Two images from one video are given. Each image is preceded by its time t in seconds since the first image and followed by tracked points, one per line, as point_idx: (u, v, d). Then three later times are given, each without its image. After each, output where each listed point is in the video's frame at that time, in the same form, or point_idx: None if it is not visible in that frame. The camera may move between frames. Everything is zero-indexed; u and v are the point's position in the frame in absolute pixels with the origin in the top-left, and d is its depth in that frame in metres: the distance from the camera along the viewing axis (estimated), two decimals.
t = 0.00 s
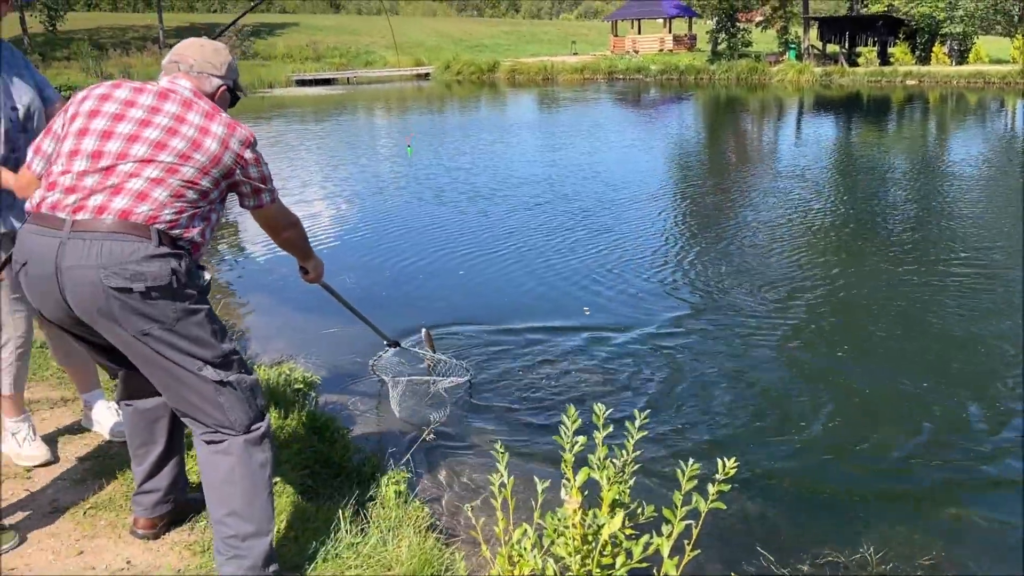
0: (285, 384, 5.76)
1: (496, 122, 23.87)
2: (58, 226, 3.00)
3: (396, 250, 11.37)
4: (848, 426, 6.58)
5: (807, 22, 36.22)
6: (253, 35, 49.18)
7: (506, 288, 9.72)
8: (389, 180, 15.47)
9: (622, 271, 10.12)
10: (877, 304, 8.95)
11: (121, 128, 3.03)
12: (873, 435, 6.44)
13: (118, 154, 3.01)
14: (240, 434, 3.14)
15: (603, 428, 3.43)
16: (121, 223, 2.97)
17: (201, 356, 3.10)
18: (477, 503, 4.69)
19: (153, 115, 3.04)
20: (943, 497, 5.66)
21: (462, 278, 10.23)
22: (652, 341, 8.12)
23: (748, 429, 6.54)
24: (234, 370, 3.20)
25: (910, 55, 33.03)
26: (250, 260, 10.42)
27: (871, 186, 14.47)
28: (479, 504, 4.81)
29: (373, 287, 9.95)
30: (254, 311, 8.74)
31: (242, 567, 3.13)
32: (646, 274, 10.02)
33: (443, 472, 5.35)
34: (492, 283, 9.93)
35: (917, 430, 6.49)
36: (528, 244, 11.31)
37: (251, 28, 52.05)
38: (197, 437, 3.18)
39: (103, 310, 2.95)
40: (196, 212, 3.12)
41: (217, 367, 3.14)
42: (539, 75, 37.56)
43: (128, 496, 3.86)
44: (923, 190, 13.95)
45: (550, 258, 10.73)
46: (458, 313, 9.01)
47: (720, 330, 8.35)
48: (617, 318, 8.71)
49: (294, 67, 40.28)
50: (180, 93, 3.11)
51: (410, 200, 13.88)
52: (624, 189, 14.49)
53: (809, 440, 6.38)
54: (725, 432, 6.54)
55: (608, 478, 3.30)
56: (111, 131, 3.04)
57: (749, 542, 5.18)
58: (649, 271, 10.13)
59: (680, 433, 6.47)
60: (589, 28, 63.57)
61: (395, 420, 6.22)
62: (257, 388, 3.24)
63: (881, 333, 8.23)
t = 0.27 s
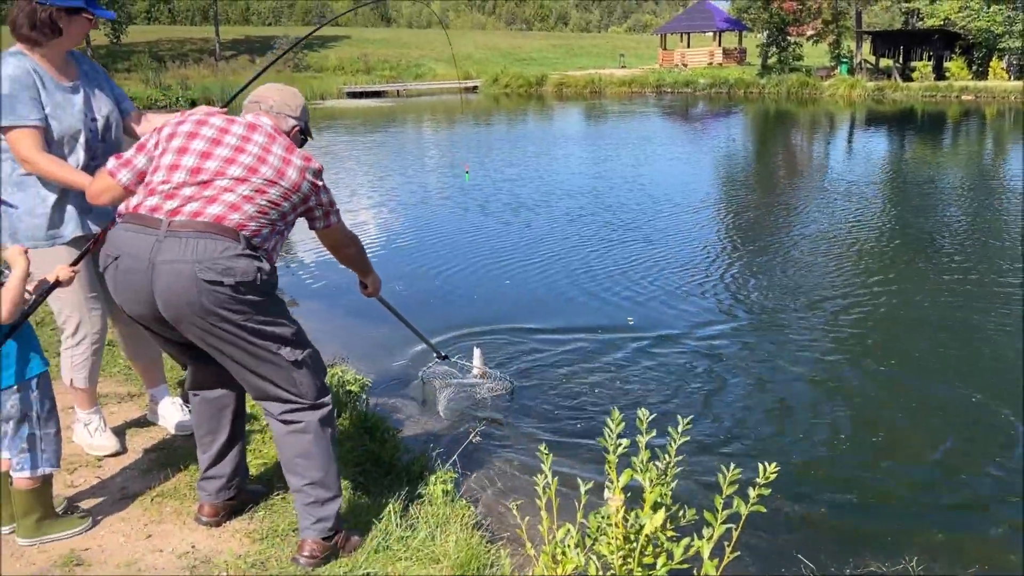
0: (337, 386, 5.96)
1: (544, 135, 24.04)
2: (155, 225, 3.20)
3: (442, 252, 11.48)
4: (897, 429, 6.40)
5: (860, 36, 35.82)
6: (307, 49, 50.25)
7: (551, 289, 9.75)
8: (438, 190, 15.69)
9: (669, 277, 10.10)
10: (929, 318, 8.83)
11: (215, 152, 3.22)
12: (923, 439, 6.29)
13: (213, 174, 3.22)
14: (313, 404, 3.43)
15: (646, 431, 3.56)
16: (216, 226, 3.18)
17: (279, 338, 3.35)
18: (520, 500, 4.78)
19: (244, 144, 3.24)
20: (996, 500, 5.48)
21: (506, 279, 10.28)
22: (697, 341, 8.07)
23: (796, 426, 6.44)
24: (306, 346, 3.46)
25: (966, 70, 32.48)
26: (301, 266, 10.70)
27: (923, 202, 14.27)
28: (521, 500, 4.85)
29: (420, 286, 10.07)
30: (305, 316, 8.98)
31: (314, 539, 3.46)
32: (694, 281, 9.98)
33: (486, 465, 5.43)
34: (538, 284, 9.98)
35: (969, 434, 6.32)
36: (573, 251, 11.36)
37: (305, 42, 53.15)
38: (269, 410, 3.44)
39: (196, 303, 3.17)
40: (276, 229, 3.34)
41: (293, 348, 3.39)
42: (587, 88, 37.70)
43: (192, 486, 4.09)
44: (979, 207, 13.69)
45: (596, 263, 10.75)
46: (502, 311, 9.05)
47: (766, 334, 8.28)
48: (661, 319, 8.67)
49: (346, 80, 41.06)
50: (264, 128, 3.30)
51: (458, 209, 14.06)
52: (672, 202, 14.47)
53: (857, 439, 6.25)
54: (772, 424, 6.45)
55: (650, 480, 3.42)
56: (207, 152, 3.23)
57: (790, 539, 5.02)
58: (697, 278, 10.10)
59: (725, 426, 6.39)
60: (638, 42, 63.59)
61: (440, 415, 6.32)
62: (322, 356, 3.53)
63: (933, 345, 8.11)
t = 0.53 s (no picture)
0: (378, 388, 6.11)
1: (587, 146, 24.12)
2: (227, 252, 3.37)
3: (482, 258, 11.59)
4: (937, 445, 6.33)
5: (911, 49, 35.31)
6: (354, 60, 51.08)
7: (592, 297, 9.80)
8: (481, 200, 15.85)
9: (712, 287, 10.08)
10: (977, 334, 8.69)
11: (283, 194, 3.40)
12: (964, 455, 6.21)
13: (279, 212, 3.40)
14: (374, 402, 3.57)
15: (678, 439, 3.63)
16: (284, 254, 3.36)
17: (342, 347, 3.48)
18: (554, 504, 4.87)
19: (310, 188, 3.42)
20: None
21: (545, 285, 10.34)
22: (735, 350, 8.06)
23: (835, 437, 6.40)
24: (366, 347, 3.59)
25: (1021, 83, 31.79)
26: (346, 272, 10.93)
27: (975, 217, 14.02)
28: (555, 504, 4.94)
29: (462, 290, 10.19)
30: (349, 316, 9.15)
31: (359, 529, 3.61)
32: (736, 291, 9.95)
33: (521, 469, 5.52)
34: (579, 291, 10.02)
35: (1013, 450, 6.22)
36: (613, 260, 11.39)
37: (353, 53, 53.98)
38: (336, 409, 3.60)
39: (265, 324, 3.32)
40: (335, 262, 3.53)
41: (355, 352, 3.53)
42: (631, 100, 37.72)
43: (240, 482, 4.26)
44: None
45: (638, 272, 10.76)
46: (541, 317, 9.12)
47: (806, 345, 8.23)
48: (700, 328, 8.66)
49: (392, 91, 41.65)
50: (326, 176, 3.48)
51: (502, 218, 14.18)
52: (717, 214, 14.41)
53: (897, 453, 6.20)
54: (810, 435, 6.42)
55: (681, 486, 3.49)
56: (275, 193, 3.41)
57: (825, 549, 5.01)
58: (740, 289, 10.06)
59: (761, 435, 6.38)
60: (685, 54, 63.35)
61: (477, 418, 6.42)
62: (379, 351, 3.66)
63: (980, 361, 7.98)
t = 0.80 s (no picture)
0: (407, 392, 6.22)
1: (624, 156, 24.15)
2: (264, 279, 3.51)
3: (514, 265, 11.69)
4: (967, 462, 6.27)
5: (956, 61, 34.75)
6: (395, 70, 51.72)
7: (623, 305, 9.82)
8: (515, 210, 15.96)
9: (744, 298, 10.04)
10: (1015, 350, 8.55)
11: (317, 220, 3.53)
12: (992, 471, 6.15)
13: (313, 237, 3.53)
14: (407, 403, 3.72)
15: (696, 445, 3.68)
16: (319, 279, 3.50)
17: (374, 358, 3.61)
18: (573, 508, 4.94)
19: (342, 214, 3.55)
20: None
21: (576, 292, 10.40)
22: (764, 360, 8.04)
23: (862, 448, 6.37)
24: (398, 355, 3.71)
25: None
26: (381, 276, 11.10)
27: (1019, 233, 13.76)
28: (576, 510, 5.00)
29: (494, 295, 10.28)
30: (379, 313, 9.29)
31: (382, 524, 3.73)
32: (769, 303, 9.91)
33: (545, 473, 5.58)
34: (611, 299, 10.06)
35: None
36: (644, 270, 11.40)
37: (394, 63, 54.67)
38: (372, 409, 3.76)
39: (302, 345, 3.46)
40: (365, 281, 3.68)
41: (388, 361, 3.66)
42: (669, 111, 37.66)
43: (270, 479, 4.41)
44: None
45: (670, 282, 10.77)
46: (570, 322, 9.18)
47: (835, 357, 8.18)
48: (728, 338, 8.65)
49: (431, 101, 42.09)
50: (359, 201, 3.60)
51: (536, 228, 14.27)
52: (753, 227, 14.34)
53: (925, 466, 6.15)
54: (837, 443, 6.38)
55: (698, 492, 3.54)
56: (309, 217, 3.54)
57: (846, 559, 5.01)
58: (773, 301, 10.01)
59: (786, 443, 6.37)
60: (724, 65, 63.13)
61: (503, 420, 6.50)
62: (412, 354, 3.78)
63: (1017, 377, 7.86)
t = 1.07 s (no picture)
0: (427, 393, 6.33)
1: (652, 166, 24.17)
2: (290, 282, 3.64)
3: (538, 271, 11.78)
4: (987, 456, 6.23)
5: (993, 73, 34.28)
6: (427, 80, 52.20)
7: (644, 310, 9.87)
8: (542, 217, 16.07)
9: (766, 306, 10.04)
10: None
11: (340, 223, 3.67)
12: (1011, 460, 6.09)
13: (336, 241, 3.66)
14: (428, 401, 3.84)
15: (703, 447, 3.73)
16: (343, 282, 3.63)
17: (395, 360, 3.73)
18: (585, 506, 5.02)
19: (363, 217, 3.68)
20: None
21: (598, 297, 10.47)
22: (784, 367, 8.04)
23: (880, 448, 6.35)
24: (418, 354, 3.83)
25: None
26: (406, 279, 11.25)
27: None
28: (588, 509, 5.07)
29: (517, 299, 10.38)
30: (403, 315, 9.43)
31: (397, 514, 3.84)
32: (792, 311, 9.89)
33: (560, 472, 5.66)
34: (633, 304, 10.10)
35: None
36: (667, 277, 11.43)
37: (426, 73, 55.19)
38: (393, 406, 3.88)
39: (327, 346, 3.59)
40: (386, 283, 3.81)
41: (408, 361, 3.78)
42: (700, 122, 37.62)
43: (290, 473, 4.55)
44: None
45: (693, 289, 10.79)
46: (591, 327, 9.24)
47: (856, 365, 8.17)
48: (749, 344, 8.67)
49: (462, 110, 42.43)
50: (378, 202, 3.73)
51: (561, 235, 14.36)
52: (781, 237, 14.30)
53: (943, 464, 6.12)
54: (853, 448, 6.38)
55: (703, 492, 3.60)
56: (332, 222, 3.68)
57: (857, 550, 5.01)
58: (796, 309, 10.00)
59: (803, 446, 6.38)
60: (757, 76, 62.87)
61: (520, 421, 6.59)
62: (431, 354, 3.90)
63: None
